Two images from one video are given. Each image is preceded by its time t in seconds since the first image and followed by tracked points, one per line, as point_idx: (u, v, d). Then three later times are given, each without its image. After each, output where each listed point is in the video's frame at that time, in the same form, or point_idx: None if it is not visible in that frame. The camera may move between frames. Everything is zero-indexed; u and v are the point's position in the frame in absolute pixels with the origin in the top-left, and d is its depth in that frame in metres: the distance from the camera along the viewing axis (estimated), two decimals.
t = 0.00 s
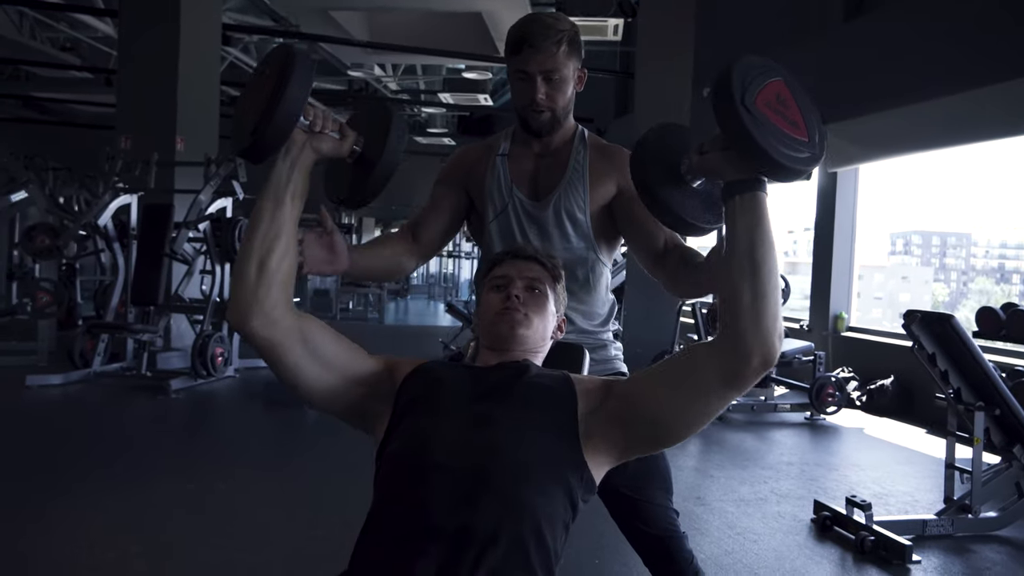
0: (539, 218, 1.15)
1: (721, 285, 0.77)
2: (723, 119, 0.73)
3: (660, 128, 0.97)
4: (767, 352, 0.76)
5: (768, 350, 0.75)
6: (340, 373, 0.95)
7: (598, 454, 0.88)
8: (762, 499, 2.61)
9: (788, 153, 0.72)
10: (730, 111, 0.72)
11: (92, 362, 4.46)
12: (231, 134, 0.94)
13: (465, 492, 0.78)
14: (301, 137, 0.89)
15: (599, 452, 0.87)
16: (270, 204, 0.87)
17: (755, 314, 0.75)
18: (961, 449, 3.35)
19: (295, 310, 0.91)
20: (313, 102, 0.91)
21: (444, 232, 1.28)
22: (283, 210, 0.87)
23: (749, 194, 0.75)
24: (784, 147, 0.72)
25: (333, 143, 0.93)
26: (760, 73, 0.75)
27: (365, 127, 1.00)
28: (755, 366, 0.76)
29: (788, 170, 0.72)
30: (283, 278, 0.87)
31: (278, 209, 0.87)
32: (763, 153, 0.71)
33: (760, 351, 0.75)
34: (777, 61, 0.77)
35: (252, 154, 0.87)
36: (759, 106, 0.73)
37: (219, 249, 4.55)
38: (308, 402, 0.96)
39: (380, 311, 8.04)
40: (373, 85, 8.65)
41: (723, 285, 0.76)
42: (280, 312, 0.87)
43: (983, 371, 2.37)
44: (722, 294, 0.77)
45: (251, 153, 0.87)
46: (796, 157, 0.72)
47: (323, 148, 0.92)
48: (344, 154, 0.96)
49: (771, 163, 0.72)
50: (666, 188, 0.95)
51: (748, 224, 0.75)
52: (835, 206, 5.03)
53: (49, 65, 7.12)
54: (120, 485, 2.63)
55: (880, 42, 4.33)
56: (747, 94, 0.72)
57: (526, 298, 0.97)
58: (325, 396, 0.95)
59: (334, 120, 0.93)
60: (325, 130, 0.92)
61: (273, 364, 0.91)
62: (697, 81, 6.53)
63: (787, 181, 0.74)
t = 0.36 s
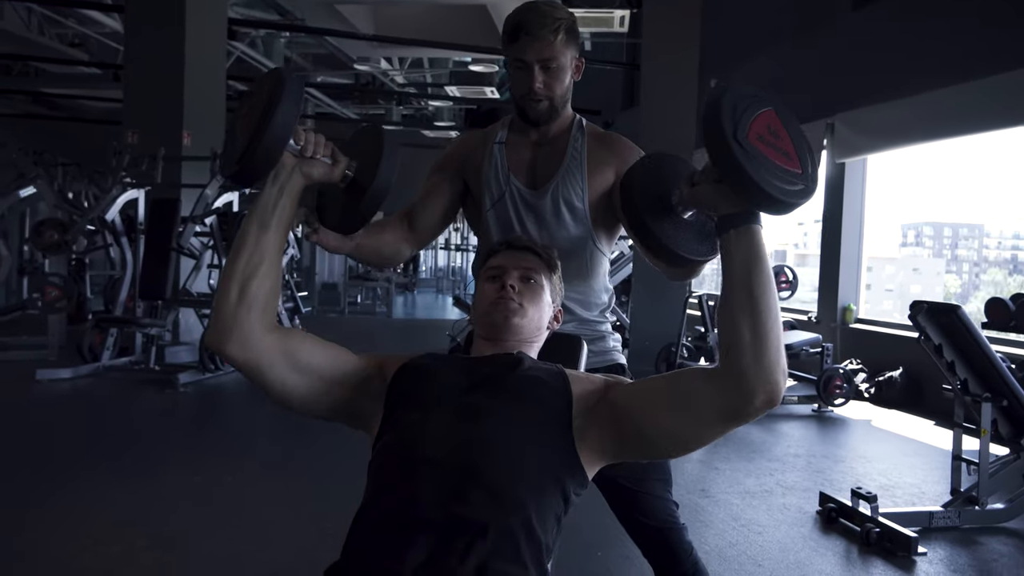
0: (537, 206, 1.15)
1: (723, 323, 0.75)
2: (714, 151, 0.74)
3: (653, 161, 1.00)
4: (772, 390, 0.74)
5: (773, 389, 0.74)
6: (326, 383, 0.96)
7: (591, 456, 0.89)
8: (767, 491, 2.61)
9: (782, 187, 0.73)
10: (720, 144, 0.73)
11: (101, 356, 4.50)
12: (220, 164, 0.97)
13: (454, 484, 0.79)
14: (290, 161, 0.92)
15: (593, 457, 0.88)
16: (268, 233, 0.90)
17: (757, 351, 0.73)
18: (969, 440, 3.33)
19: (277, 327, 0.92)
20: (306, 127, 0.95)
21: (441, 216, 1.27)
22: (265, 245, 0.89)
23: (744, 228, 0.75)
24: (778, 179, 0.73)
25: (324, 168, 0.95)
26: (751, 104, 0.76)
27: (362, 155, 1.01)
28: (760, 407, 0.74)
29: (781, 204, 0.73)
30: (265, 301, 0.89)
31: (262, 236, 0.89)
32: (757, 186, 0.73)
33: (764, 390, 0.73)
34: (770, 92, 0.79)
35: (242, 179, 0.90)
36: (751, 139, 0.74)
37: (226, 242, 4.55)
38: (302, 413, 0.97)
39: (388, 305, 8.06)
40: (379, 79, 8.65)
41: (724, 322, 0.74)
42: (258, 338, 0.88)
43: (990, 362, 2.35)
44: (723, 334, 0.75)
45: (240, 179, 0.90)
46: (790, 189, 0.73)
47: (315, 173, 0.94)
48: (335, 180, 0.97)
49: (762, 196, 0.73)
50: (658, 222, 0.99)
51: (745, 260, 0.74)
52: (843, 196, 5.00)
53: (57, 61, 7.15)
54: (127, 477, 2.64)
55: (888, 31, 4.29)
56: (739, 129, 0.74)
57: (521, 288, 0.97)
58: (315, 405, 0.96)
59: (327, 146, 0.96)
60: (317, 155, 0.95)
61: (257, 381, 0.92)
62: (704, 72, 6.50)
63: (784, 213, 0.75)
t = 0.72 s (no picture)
0: (539, 204, 1.15)
1: (722, 362, 0.73)
2: (706, 186, 0.71)
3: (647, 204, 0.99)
4: (776, 429, 0.72)
5: (776, 429, 0.72)
6: (326, 402, 0.97)
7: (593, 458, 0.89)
8: (778, 489, 2.60)
9: (777, 221, 0.70)
10: (711, 178, 0.70)
11: (115, 355, 4.54)
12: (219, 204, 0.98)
13: (458, 481, 0.79)
14: (288, 200, 0.93)
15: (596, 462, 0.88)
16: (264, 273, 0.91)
17: (757, 391, 0.71)
18: (982, 437, 3.30)
19: (270, 357, 0.92)
20: (303, 164, 0.96)
21: (443, 214, 1.28)
22: (261, 283, 0.90)
23: (739, 264, 0.73)
24: (770, 213, 0.70)
25: (322, 204, 0.96)
26: (739, 138, 0.74)
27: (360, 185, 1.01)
28: (763, 446, 0.72)
29: (776, 238, 0.70)
30: (262, 338, 0.90)
31: (258, 273, 0.90)
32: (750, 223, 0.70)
33: (767, 430, 0.71)
34: (754, 125, 0.78)
35: (236, 221, 0.91)
36: (743, 175, 0.71)
37: (238, 241, 4.58)
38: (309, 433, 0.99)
39: (400, 303, 8.07)
40: (390, 77, 8.67)
41: (724, 361, 0.72)
42: (255, 375, 0.90)
43: (1002, 357, 2.33)
44: (723, 371, 0.73)
45: (237, 218, 0.91)
46: (783, 222, 0.71)
47: (312, 209, 0.95)
48: (335, 215, 0.98)
49: (756, 232, 0.70)
50: (648, 257, 0.95)
51: (740, 301, 0.72)
52: (856, 192, 4.97)
53: (71, 63, 7.22)
54: (139, 474, 2.67)
55: (900, 25, 4.27)
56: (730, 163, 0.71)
57: (524, 285, 0.98)
58: (319, 421, 0.98)
59: (325, 180, 0.97)
60: (314, 190, 0.96)
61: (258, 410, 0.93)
62: (715, 68, 6.48)
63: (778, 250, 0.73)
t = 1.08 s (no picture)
0: (547, 215, 1.15)
1: (721, 404, 0.73)
2: (699, 233, 0.72)
3: (642, 246, 0.92)
4: (775, 474, 0.72)
5: (775, 474, 0.72)
6: (330, 433, 0.98)
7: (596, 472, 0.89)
8: (791, 498, 2.58)
9: (770, 262, 0.71)
10: (702, 226, 0.71)
11: (132, 362, 4.58)
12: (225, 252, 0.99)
13: (461, 489, 0.80)
14: (293, 251, 0.94)
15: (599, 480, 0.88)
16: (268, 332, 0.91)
17: (755, 437, 0.71)
18: (1000, 445, 3.26)
19: (273, 399, 0.92)
20: (311, 215, 0.99)
21: (451, 226, 1.28)
22: (264, 335, 0.90)
23: (735, 307, 0.74)
24: (763, 255, 0.71)
25: (326, 255, 0.99)
26: (728, 183, 0.74)
27: (366, 239, 1.06)
28: (763, 490, 0.72)
29: (771, 280, 0.70)
30: (266, 386, 0.90)
31: (264, 322, 0.90)
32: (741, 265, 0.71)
33: (766, 475, 0.71)
34: (744, 169, 0.77)
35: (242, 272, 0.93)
36: (734, 219, 0.72)
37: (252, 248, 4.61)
38: (316, 463, 1.00)
39: (414, 311, 8.09)
40: (404, 85, 8.71)
41: (722, 406, 0.72)
42: (261, 420, 0.90)
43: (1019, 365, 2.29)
44: (721, 416, 0.73)
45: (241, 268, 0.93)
46: (778, 265, 0.71)
47: (316, 260, 0.97)
48: (339, 265, 1.02)
49: (749, 274, 0.70)
50: (643, 302, 0.92)
51: (738, 345, 0.73)
52: (871, 197, 4.94)
53: (90, 73, 7.32)
54: (154, 479, 2.70)
55: (914, 29, 4.24)
56: (718, 210, 0.71)
57: (529, 293, 0.99)
58: (321, 451, 0.98)
59: (330, 233, 1.01)
60: (320, 241, 0.99)
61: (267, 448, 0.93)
62: (728, 74, 6.47)
63: (773, 291, 0.73)
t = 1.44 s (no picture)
0: (552, 221, 1.16)
1: (719, 440, 0.74)
2: (699, 274, 0.72)
3: (642, 291, 0.97)
4: (772, 513, 0.72)
5: (773, 511, 0.72)
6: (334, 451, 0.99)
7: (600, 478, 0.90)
8: (803, 501, 2.57)
9: (769, 299, 0.71)
10: (703, 268, 0.71)
11: (147, 366, 4.62)
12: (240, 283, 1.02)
13: (463, 490, 0.81)
14: (306, 284, 0.96)
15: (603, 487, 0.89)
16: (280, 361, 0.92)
17: (752, 474, 0.72)
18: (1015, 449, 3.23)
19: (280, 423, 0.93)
20: (325, 248, 1.01)
21: (459, 233, 1.28)
22: (277, 363, 0.92)
23: (734, 345, 0.74)
24: (762, 292, 0.71)
25: (338, 289, 1.00)
26: (724, 221, 0.74)
27: (377, 275, 1.09)
28: (760, 528, 0.72)
29: (772, 317, 0.71)
30: (275, 413, 0.92)
31: (275, 352, 0.92)
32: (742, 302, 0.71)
33: (763, 513, 0.72)
34: (738, 206, 0.77)
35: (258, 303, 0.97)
36: (733, 257, 0.72)
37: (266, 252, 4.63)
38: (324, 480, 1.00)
39: (426, 314, 8.12)
40: (417, 90, 8.75)
41: (720, 443, 0.73)
42: (269, 447, 0.92)
43: None
44: (718, 450, 0.74)
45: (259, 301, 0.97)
46: (778, 301, 0.72)
47: (329, 292, 0.99)
48: (352, 298, 1.03)
49: (749, 310, 0.71)
50: (643, 337, 0.93)
51: (736, 383, 0.73)
52: (884, 199, 4.92)
53: (105, 80, 7.40)
54: (167, 482, 2.72)
55: (928, 30, 4.22)
56: (716, 249, 0.71)
57: (533, 298, 0.99)
58: (329, 468, 0.99)
59: (345, 269, 1.02)
60: (334, 276, 1.00)
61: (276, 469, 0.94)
62: (740, 76, 6.46)
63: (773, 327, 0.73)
